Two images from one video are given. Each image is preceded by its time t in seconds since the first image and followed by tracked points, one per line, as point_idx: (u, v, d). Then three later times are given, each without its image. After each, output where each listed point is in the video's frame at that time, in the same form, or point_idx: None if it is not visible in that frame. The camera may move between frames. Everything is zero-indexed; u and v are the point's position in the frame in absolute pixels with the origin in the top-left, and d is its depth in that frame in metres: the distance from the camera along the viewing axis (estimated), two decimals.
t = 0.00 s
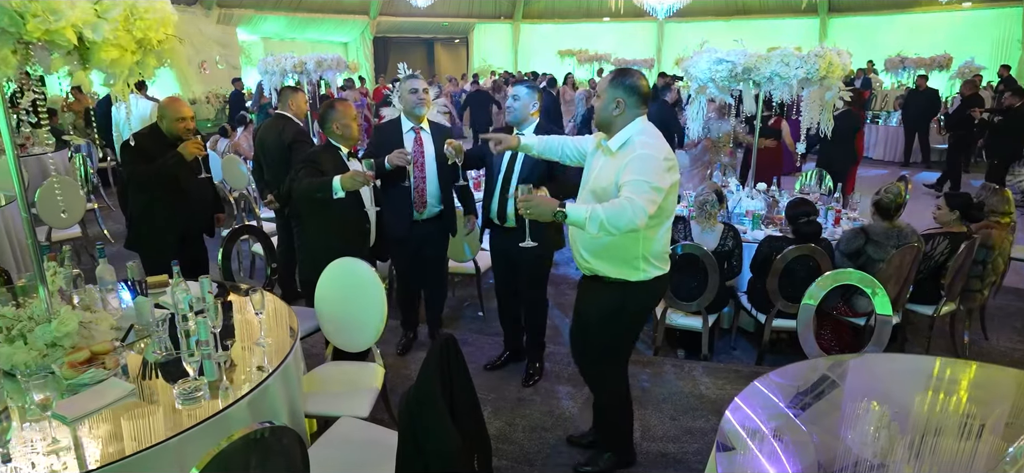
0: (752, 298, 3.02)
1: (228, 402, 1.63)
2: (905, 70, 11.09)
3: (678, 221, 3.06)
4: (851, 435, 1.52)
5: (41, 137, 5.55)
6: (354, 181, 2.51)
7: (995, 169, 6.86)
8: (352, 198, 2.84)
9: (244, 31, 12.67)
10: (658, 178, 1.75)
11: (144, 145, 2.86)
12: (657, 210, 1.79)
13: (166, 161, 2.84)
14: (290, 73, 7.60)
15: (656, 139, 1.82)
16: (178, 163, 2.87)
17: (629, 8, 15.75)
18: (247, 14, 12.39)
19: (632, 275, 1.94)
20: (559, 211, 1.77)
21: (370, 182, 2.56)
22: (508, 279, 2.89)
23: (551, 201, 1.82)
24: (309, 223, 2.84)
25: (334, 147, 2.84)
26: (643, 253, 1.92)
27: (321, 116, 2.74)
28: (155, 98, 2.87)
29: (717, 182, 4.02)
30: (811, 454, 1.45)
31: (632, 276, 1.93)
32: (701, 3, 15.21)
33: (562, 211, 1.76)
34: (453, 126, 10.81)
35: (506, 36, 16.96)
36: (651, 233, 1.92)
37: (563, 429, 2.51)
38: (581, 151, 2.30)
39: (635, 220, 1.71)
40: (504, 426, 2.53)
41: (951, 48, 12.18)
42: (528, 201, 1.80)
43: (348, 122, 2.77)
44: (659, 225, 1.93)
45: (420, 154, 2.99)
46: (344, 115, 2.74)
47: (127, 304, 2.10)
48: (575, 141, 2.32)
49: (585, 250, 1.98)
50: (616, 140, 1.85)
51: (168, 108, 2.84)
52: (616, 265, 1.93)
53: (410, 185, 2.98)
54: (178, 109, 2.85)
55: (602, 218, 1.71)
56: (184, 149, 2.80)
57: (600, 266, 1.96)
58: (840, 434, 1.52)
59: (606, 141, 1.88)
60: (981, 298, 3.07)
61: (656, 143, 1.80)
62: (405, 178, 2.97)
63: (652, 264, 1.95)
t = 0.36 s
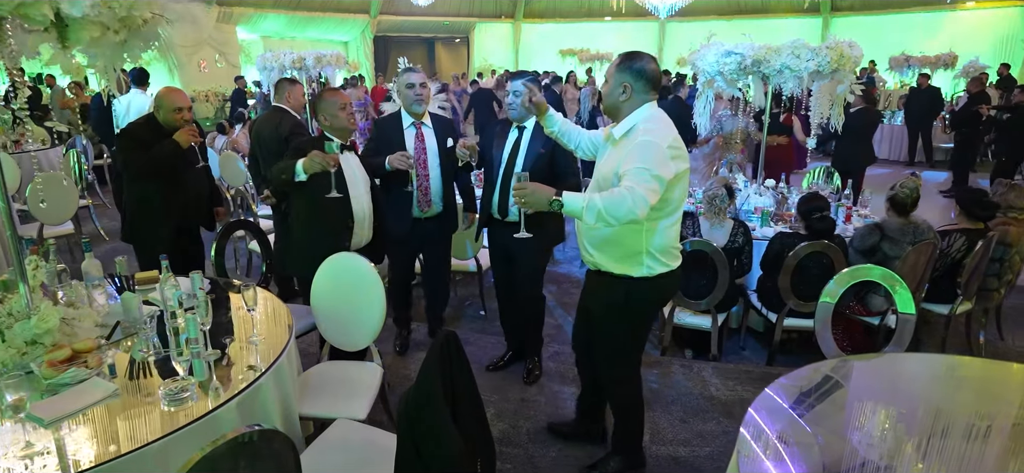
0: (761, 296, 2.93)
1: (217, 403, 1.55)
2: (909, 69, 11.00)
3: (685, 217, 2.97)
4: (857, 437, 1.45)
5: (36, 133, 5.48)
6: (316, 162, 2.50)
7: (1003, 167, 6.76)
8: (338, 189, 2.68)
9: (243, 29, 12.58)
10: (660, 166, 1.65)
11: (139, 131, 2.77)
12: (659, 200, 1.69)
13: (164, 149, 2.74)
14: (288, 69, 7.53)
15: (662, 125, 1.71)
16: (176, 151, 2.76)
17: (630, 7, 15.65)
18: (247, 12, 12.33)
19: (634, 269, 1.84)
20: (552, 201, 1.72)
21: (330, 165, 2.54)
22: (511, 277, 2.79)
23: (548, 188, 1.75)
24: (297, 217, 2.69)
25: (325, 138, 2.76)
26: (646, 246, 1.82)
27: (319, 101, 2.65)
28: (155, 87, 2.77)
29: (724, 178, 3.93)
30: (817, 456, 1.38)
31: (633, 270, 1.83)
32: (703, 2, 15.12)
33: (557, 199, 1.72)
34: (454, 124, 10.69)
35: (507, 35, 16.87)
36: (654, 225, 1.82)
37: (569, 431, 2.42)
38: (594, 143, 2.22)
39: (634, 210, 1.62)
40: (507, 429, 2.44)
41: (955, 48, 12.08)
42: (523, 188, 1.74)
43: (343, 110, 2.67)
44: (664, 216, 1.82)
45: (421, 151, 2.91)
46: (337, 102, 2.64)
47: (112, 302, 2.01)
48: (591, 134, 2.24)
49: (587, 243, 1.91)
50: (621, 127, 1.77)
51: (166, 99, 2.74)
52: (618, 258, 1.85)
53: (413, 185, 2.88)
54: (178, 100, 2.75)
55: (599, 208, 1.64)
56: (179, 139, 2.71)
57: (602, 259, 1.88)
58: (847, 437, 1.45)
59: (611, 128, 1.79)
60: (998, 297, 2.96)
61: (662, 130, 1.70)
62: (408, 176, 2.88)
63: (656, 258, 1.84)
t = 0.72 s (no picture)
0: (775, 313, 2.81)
1: (201, 431, 1.42)
2: (913, 84, 10.97)
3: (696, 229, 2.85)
4: (867, 458, 1.37)
5: (33, 146, 5.44)
6: (268, 154, 2.21)
7: (1011, 182, 6.68)
8: (320, 198, 2.40)
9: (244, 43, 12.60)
10: (681, 180, 1.56)
11: (132, 134, 2.67)
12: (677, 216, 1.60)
13: (156, 153, 2.68)
14: (289, 82, 7.49)
15: (681, 136, 1.63)
16: (169, 153, 2.71)
17: (631, 23, 15.68)
18: (248, 26, 12.36)
19: (646, 286, 1.74)
20: (566, 218, 1.58)
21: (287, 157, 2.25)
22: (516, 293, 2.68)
23: (559, 204, 1.63)
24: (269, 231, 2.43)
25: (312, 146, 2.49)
26: (660, 262, 1.72)
27: (307, 108, 2.45)
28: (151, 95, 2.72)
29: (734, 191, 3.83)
30: None
31: (644, 286, 1.73)
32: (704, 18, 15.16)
33: (570, 216, 1.58)
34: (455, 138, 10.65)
35: (508, 51, 16.90)
36: (668, 241, 1.71)
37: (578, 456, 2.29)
38: (599, 143, 2.13)
39: (651, 227, 1.52)
40: (512, 454, 2.31)
41: (957, 63, 12.07)
42: (533, 204, 1.63)
43: (333, 116, 2.45)
44: (679, 232, 1.72)
45: (417, 166, 2.82)
46: (326, 108, 2.42)
47: (93, 319, 1.90)
48: (595, 134, 2.15)
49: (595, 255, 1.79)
50: (639, 134, 1.67)
51: (160, 105, 2.68)
52: (629, 274, 1.74)
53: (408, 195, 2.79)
54: (171, 106, 2.69)
55: (614, 225, 1.52)
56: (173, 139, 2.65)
57: (611, 273, 1.76)
58: (855, 458, 1.37)
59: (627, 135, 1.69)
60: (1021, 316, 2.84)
61: (682, 141, 1.61)
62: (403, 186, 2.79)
63: (669, 275, 1.75)
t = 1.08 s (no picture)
0: (787, 329, 2.71)
1: (177, 460, 1.32)
2: (916, 94, 10.89)
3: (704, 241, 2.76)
4: None
5: (27, 155, 5.36)
6: (250, 162, 2.09)
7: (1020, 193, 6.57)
8: (304, 210, 2.31)
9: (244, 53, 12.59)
10: (702, 185, 1.47)
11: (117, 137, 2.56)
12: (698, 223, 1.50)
13: (140, 154, 2.58)
14: (287, 91, 7.42)
15: (695, 140, 1.55)
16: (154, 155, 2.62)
17: (633, 33, 15.64)
18: (248, 37, 12.35)
19: (666, 298, 1.64)
20: (582, 227, 1.44)
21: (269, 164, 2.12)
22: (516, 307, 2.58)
23: (574, 213, 1.47)
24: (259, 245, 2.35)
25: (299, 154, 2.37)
26: (681, 271, 1.63)
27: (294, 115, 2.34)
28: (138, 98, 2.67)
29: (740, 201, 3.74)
30: None
31: (666, 298, 1.63)
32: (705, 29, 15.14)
33: (586, 225, 1.44)
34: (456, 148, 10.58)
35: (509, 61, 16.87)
36: (688, 250, 1.62)
37: None
38: (600, 157, 2.02)
39: (674, 233, 1.41)
40: None
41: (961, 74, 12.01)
42: (546, 214, 1.49)
43: (318, 123, 2.33)
44: (698, 239, 1.64)
45: (411, 174, 2.65)
46: (312, 116, 2.31)
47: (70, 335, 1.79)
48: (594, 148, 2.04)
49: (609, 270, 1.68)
50: (650, 143, 1.57)
51: (147, 108, 2.56)
52: (649, 287, 1.63)
53: (400, 203, 2.65)
54: (158, 109, 2.58)
55: (635, 232, 1.41)
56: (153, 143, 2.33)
57: (629, 288, 1.65)
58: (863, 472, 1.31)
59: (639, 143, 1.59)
60: None
61: (697, 146, 1.53)
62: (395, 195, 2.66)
63: (689, 285, 1.66)
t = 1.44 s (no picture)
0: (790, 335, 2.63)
1: None
2: (918, 95, 10.79)
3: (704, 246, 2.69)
4: None
5: (18, 157, 5.29)
6: (228, 158, 2.02)
7: None
8: (288, 211, 2.23)
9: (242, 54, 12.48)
10: (717, 182, 1.43)
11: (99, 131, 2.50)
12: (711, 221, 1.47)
13: (120, 145, 2.48)
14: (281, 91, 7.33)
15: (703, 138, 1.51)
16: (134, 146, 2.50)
17: (633, 34, 15.52)
18: (246, 37, 12.26)
19: (677, 299, 1.59)
20: (604, 227, 1.32)
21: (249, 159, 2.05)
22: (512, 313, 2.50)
23: (591, 212, 1.34)
24: (242, 242, 2.29)
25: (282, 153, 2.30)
26: (691, 271, 1.59)
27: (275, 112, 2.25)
28: (119, 90, 2.57)
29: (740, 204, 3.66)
30: None
31: (679, 300, 1.58)
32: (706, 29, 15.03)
33: (608, 224, 1.33)
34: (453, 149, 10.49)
35: (508, 61, 16.77)
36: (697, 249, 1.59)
37: None
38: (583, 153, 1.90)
39: (696, 232, 1.35)
40: None
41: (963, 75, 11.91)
42: (563, 212, 1.32)
43: (301, 120, 2.25)
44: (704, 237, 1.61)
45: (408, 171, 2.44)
46: (293, 112, 2.23)
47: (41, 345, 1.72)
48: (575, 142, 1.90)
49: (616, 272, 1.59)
50: (660, 140, 1.50)
51: (128, 104, 2.47)
52: (661, 289, 1.57)
53: (393, 206, 2.45)
54: (140, 105, 2.48)
55: (658, 231, 1.33)
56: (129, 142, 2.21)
57: (638, 291, 1.57)
58: None
59: (651, 140, 1.50)
60: None
61: (707, 143, 1.49)
62: (387, 197, 2.46)
63: (697, 283, 1.63)
